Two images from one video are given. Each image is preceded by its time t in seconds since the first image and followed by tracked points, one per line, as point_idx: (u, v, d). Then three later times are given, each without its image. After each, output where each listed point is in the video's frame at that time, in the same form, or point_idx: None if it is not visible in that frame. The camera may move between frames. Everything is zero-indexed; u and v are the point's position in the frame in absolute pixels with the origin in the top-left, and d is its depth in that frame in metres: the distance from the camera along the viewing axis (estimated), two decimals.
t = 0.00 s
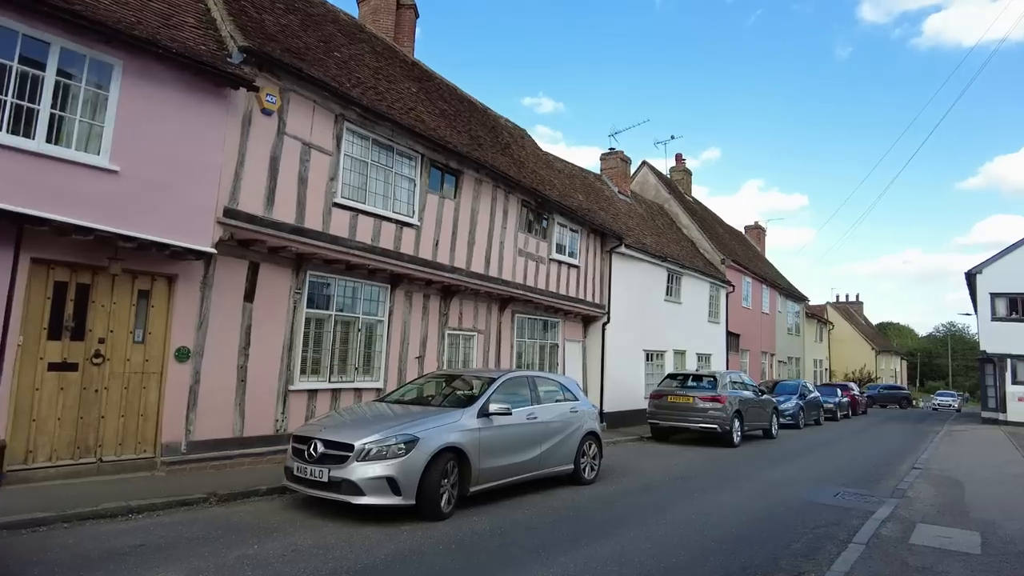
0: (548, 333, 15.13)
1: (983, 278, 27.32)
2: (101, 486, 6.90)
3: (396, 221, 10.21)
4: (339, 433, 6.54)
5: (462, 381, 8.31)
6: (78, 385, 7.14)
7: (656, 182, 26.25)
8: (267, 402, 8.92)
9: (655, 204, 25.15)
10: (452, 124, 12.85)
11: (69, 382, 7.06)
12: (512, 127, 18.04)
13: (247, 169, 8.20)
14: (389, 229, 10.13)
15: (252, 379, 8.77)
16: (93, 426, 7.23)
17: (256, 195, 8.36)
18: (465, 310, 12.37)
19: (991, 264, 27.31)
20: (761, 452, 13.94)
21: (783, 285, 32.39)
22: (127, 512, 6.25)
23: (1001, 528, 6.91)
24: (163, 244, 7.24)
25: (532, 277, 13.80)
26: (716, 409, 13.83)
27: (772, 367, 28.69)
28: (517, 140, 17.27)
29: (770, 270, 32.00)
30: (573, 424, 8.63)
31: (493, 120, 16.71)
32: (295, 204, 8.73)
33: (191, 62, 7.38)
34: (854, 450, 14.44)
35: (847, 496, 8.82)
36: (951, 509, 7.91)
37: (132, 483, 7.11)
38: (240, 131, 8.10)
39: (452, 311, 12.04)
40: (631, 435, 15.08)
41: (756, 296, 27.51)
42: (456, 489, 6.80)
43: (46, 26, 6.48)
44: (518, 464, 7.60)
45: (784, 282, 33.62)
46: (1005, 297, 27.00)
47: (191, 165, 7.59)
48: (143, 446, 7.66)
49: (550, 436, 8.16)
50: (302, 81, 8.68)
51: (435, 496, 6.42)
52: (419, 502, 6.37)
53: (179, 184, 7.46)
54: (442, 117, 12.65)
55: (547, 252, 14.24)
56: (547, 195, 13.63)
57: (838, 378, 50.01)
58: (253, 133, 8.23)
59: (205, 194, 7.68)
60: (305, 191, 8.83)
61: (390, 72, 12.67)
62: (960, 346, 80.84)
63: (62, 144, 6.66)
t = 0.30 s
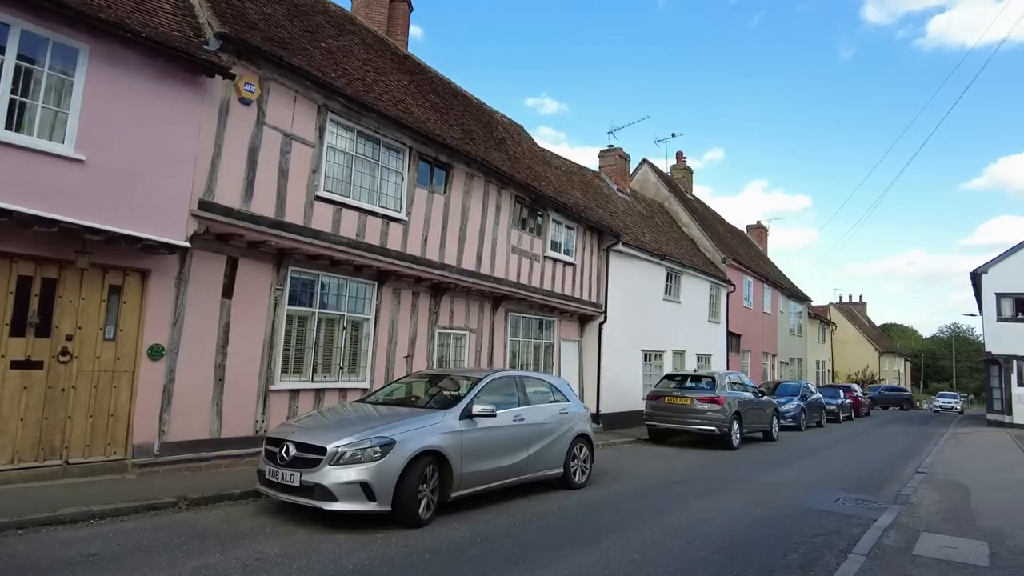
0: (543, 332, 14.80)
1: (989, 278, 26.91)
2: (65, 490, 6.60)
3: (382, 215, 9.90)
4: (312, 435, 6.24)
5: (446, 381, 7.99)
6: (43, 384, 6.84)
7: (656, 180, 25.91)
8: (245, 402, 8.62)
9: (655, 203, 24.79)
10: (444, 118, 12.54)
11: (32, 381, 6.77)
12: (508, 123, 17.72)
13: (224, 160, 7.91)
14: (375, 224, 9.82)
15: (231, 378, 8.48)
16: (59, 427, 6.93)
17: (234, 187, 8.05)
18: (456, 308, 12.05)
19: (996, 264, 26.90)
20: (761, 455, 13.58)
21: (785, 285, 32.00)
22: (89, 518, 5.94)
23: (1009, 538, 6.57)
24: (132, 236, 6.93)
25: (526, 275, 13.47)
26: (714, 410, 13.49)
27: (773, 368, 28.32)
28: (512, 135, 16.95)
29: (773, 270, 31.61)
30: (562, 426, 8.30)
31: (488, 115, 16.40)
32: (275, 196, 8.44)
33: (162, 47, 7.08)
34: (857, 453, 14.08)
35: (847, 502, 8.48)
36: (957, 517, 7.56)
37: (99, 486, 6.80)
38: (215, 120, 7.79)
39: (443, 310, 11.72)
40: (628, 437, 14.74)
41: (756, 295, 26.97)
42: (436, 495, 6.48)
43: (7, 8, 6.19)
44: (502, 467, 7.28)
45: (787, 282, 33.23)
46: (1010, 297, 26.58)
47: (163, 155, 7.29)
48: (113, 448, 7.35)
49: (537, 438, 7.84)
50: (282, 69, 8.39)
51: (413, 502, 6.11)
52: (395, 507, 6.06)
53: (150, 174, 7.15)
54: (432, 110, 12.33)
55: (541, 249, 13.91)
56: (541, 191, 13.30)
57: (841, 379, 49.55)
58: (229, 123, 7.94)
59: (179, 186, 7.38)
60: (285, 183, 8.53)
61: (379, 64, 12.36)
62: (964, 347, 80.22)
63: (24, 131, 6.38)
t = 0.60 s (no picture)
0: (536, 331, 14.50)
1: (991, 278, 26.56)
2: (25, 494, 6.30)
3: (366, 210, 9.61)
4: (282, 437, 5.95)
5: (428, 381, 7.69)
6: (3, 383, 6.55)
7: (655, 179, 25.58)
8: (221, 403, 8.34)
9: (653, 201, 24.47)
10: (433, 112, 12.24)
11: None
12: (502, 119, 17.42)
13: (198, 151, 7.62)
14: (359, 219, 9.52)
15: (206, 378, 8.19)
16: (20, 428, 6.64)
17: (208, 179, 7.76)
18: (444, 306, 11.74)
19: (999, 264, 26.55)
20: (757, 457, 13.27)
21: (785, 284, 31.66)
22: (46, 524, 5.64)
23: (1014, 547, 6.26)
24: (97, 229, 6.62)
25: (518, 273, 13.16)
26: (710, 411, 13.18)
27: (773, 369, 28.00)
28: (506, 131, 16.64)
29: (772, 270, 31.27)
30: (549, 429, 8.00)
31: (481, 111, 16.10)
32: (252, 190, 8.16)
33: (130, 33, 6.79)
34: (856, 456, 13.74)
35: (845, 507, 8.16)
36: (960, 524, 7.25)
37: (61, 490, 6.51)
38: (188, 110, 7.51)
39: (431, 308, 11.42)
40: (622, 438, 14.44)
41: (756, 295, 26.70)
42: (413, 500, 6.19)
43: None
44: (485, 471, 6.98)
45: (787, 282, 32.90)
46: (1013, 297, 26.22)
47: (132, 145, 6.97)
48: (79, 450, 7.06)
49: (522, 441, 7.54)
50: (259, 58, 8.11)
51: (387, 508, 5.83)
52: (368, 514, 5.78)
53: (118, 165, 6.86)
54: (421, 104, 12.03)
55: (533, 246, 13.59)
56: (534, 187, 12.99)
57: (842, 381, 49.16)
58: (203, 113, 7.65)
59: (149, 177, 7.08)
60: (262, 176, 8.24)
61: (367, 57, 12.07)
62: (966, 349, 79.75)
63: None
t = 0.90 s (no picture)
0: (528, 333, 14.17)
1: (993, 279, 26.22)
2: None
3: (347, 207, 9.30)
4: (245, 444, 5.64)
5: (408, 385, 7.36)
6: None
7: (652, 178, 25.28)
8: (194, 407, 8.03)
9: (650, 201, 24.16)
10: (421, 107, 11.94)
11: None
12: (495, 117, 17.12)
13: (167, 145, 7.31)
14: (339, 216, 9.22)
15: (178, 381, 7.87)
16: None
17: (179, 175, 7.44)
18: (432, 307, 11.42)
19: (1001, 265, 26.23)
20: (754, 462, 12.94)
21: (784, 286, 31.34)
22: None
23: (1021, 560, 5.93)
24: (57, 225, 6.29)
25: (509, 273, 12.84)
26: (706, 415, 12.82)
27: (772, 371, 27.66)
28: (499, 130, 16.34)
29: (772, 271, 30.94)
30: (534, 434, 7.67)
31: (472, 108, 15.80)
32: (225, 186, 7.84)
33: (92, 20, 6.48)
34: (856, 460, 13.40)
35: (844, 516, 7.83)
36: (963, 534, 6.92)
37: (17, 499, 6.19)
38: (156, 102, 7.19)
39: (417, 309, 11.10)
40: (616, 442, 14.10)
41: (756, 297, 26.44)
42: (385, 510, 5.90)
43: None
44: (464, 480, 6.65)
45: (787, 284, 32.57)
46: (1016, 298, 25.89)
47: (95, 137, 6.64)
48: (39, 457, 6.76)
49: (506, 447, 7.21)
50: (233, 49, 7.82)
51: (356, 520, 5.52)
52: (335, 525, 5.48)
53: (81, 158, 6.54)
54: (409, 100, 11.74)
55: (525, 246, 13.27)
56: (524, 185, 12.67)
57: (842, 383, 48.77)
58: (172, 106, 7.34)
59: (114, 171, 6.76)
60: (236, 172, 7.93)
61: (353, 51, 11.78)
62: (968, 350, 79.32)
63: None
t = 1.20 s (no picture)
0: (522, 333, 13.86)
1: (997, 279, 25.84)
2: None
3: (330, 202, 9.02)
4: (210, 447, 5.34)
5: (391, 386, 7.04)
6: None
7: (651, 177, 24.96)
8: (168, 408, 7.73)
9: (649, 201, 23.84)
10: (410, 101, 11.65)
11: None
12: (489, 113, 16.83)
13: (138, 135, 7.03)
14: (322, 211, 8.93)
15: (151, 381, 7.58)
16: None
17: (151, 166, 7.14)
18: (421, 306, 11.11)
19: (1006, 264, 25.84)
20: (753, 466, 12.60)
21: (786, 286, 30.99)
22: None
23: None
24: (18, 217, 6.00)
25: (502, 272, 12.52)
26: (704, 417, 12.49)
27: (773, 372, 27.31)
28: (493, 126, 16.04)
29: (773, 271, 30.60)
30: (521, 437, 7.36)
31: (466, 104, 15.51)
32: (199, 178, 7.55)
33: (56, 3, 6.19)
34: (858, 464, 13.05)
35: (845, 523, 7.50)
36: (970, 543, 6.58)
37: None
38: (126, 90, 6.90)
39: (406, 308, 10.80)
40: (612, 445, 13.77)
41: (756, 299, 25.99)
42: (359, 518, 5.60)
43: None
44: (445, 485, 6.35)
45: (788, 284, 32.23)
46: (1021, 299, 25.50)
47: (60, 125, 6.35)
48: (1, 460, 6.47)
49: (490, 451, 6.90)
50: (209, 36, 7.54)
51: (325, 527, 5.23)
52: (303, 533, 5.19)
53: (44, 148, 6.24)
54: (398, 94, 11.45)
55: (518, 244, 12.95)
56: (517, 181, 12.37)
57: (845, 386, 48.30)
58: (143, 95, 7.05)
59: (80, 162, 6.47)
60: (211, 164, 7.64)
61: (341, 44, 11.50)
62: (972, 352, 78.80)
63: None
